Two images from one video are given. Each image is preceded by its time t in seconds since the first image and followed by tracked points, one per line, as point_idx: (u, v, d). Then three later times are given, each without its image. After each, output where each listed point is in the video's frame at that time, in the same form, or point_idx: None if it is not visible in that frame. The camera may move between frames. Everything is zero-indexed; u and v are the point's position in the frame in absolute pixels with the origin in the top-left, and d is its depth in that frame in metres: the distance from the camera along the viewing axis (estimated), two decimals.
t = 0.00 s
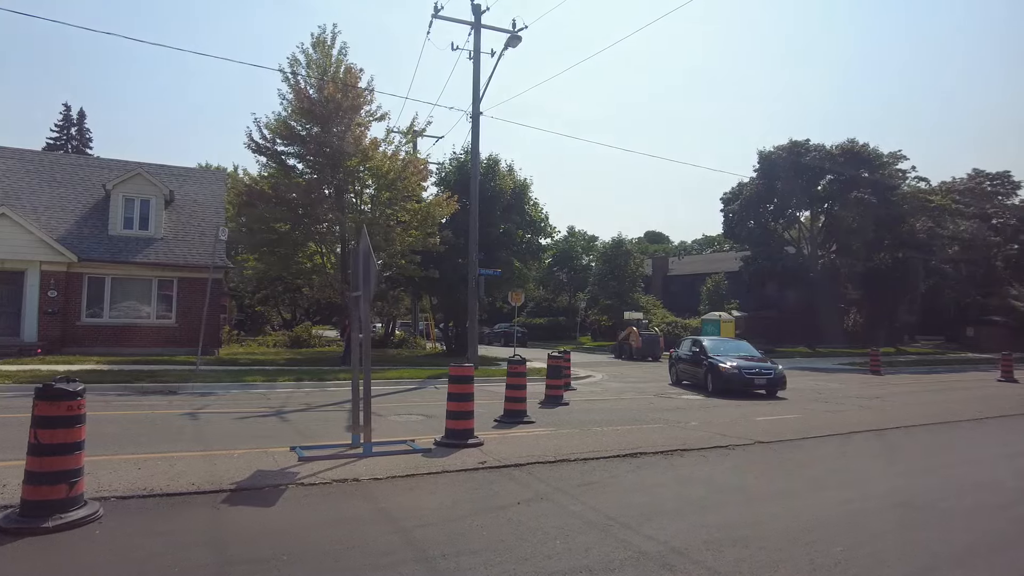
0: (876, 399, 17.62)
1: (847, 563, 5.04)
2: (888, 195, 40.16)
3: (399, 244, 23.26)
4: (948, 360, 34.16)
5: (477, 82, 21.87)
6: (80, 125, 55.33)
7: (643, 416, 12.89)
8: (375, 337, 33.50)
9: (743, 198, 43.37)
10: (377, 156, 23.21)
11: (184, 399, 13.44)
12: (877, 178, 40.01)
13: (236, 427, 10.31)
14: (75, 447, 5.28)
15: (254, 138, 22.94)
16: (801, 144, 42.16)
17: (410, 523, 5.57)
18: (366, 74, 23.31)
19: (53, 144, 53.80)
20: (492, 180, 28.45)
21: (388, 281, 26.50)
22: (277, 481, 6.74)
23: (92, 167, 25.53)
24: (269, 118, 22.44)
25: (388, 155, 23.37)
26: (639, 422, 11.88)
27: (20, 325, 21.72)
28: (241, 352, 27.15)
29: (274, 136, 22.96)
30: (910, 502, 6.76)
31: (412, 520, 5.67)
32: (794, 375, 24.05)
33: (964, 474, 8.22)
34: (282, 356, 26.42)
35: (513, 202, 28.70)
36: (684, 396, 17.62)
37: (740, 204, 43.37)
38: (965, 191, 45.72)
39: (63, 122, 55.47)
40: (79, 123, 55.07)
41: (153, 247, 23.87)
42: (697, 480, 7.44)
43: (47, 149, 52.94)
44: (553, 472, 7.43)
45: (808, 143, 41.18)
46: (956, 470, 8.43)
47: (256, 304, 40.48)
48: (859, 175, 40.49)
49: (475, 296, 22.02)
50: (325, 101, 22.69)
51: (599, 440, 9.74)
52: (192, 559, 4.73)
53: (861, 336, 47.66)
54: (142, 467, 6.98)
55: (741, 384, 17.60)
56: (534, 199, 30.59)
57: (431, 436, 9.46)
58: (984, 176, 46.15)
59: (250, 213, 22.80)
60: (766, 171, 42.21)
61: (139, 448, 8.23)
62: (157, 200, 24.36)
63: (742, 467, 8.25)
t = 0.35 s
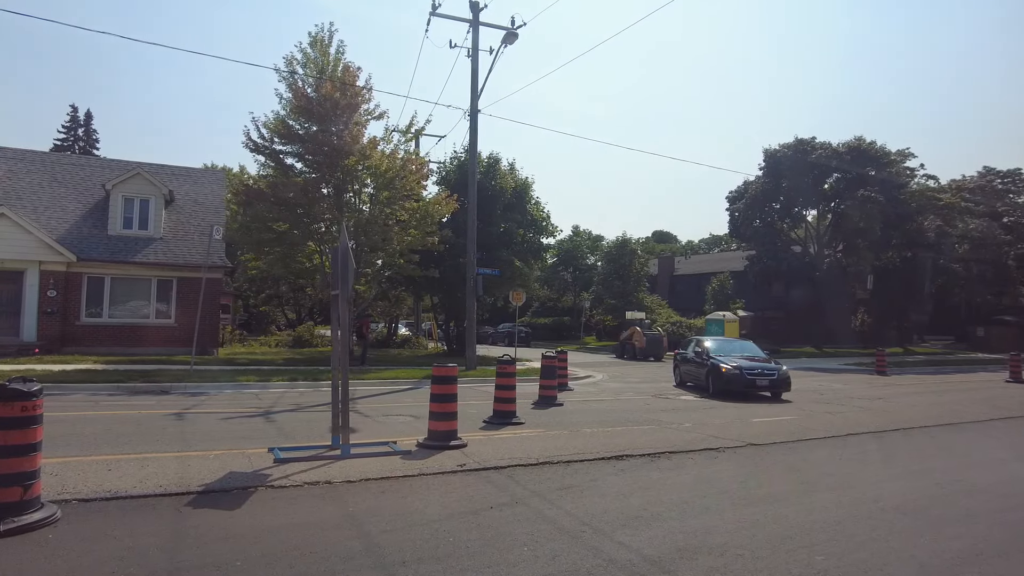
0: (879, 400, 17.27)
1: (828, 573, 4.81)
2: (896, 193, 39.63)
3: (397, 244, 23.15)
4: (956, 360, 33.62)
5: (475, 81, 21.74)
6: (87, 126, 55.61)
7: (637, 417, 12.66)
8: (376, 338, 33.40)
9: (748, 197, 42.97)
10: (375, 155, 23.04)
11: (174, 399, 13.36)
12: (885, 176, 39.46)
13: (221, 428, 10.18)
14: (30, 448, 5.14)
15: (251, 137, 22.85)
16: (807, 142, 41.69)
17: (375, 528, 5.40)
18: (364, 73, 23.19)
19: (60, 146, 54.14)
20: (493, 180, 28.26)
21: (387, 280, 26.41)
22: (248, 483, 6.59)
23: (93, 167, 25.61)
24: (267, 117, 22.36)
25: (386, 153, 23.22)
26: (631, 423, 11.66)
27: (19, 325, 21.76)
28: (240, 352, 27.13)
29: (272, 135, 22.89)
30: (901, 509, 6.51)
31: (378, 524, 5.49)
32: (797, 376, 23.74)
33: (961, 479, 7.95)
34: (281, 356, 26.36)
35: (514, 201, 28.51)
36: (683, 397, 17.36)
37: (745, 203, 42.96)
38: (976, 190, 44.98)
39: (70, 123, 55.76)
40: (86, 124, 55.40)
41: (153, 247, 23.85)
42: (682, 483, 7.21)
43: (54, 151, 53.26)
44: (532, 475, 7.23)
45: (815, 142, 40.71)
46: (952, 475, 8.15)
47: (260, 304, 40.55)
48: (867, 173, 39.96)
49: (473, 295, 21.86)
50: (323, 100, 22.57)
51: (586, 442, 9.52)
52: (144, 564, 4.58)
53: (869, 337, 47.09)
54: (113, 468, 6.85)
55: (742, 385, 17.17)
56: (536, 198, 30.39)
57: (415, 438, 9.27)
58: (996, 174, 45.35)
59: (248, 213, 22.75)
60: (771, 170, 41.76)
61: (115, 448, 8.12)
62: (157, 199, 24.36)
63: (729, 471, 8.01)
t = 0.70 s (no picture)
0: (881, 401, 16.96)
1: None
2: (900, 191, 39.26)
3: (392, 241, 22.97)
4: (962, 360, 33.18)
5: (471, 77, 21.51)
6: (91, 127, 55.83)
7: (628, 418, 12.46)
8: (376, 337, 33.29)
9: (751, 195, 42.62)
10: (370, 153, 22.85)
11: (162, 399, 13.25)
12: (888, 174, 39.09)
13: (203, 428, 10.08)
14: None
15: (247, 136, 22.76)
16: (810, 139, 41.28)
17: (335, 533, 5.24)
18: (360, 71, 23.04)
19: (65, 146, 54.38)
20: (491, 178, 28.06)
21: (385, 280, 26.29)
22: (215, 485, 6.46)
23: (91, 167, 25.63)
24: (264, 116, 22.29)
25: (381, 152, 23.05)
26: (621, 424, 11.47)
27: (16, 324, 21.77)
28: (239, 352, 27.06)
29: (268, 134, 22.77)
30: (887, 514, 6.30)
31: (340, 530, 5.32)
32: (799, 376, 23.43)
33: (953, 482, 7.71)
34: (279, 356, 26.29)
35: (514, 200, 28.27)
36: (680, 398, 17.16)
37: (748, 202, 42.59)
38: (983, 188, 44.30)
39: (74, 124, 55.93)
40: (90, 125, 55.60)
41: (149, 247, 23.79)
42: (663, 486, 7.02)
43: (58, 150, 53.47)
44: (509, 477, 7.06)
45: (818, 139, 40.34)
46: (945, 478, 7.91)
47: (261, 304, 40.50)
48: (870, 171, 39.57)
49: (469, 295, 21.64)
50: (320, 98, 22.51)
51: (572, 443, 9.35)
52: (89, 570, 4.44)
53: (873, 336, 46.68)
54: (80, 469, 6.73)
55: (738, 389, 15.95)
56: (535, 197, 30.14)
57: (397, 439, 9.10)
58: (1004, 171, 44.66)
59: (243, 213, 22.69)
60: (774, 168, 41.40)
61: (89, 448, 8.02)
62: (154, 199, 24.29)
63: (714, 474, 7.80)
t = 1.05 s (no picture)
0: (879, 402, 16.67)
1: None
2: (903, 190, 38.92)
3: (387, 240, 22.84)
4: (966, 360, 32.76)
5: (466, 73, 21.32)
6: (94, 127, 56.05)
7: (618, 419, 12.25)
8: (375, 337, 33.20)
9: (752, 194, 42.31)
10: (365, 152, 22.70)
11: (148, 399, 13.13)
12: (891, 173, 38.79)
13: (182, 428, 9.94)
14: None
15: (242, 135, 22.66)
16: (812, 137, 40.95)
17: (292, 538, 5.08)
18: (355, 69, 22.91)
19: (68, 147, 54.57)
20: (488, 177, 27.89)
21: (382, 280, 26.14)
22: (179, 487, 6.30)
23: (88, 166, 25.64)
24: (258, 114, 22.21)
25: (376, 150, 22.92)
26: (609, 425, 11.27)
27: (11, 324, 21.76)
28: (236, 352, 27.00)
29: (263, 132, 22.69)
30: (870, 520, 6.08)
31: (297, 535, 5.16)
32: (798, 376, 23.08)
33: (943, 486, 7.47)
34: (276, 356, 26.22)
35: (512, 198, 28.08)
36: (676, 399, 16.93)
37: (750, 201, 42.24)
38: (989, 186, 43.73)
39: (77, 124, 56.12)
40: (94, 125, 55.79)
41: (145, 246, 23.73)
42: (641, 490, 6.83)
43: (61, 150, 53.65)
44: (483, 480, 6.89)
45: (820, 138, 40.05)
46: (936, 482, 7.67)
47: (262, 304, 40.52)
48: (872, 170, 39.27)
49: (464, 294, 21.47)
50: (315, 97, 22.42)
51: (555, 445, 9.15)
52: None
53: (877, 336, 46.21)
54: (44, 471, 6.60)
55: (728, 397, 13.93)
56: (534, 196, 29.94)
57: (376, 441, 8.91)
58: (1010, 170, 44.10)
59: (238, 212, 22.59)
60: (776, 167, 41.08)
61: (61, 449, 7.89)
62: (149, 198, 24.24)
63: (696, 477, 7.59)
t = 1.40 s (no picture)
0: (877, 403, 16.40)
1: None
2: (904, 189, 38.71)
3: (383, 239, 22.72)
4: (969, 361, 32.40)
5: (459, 71, 21.12)
6: (96, 127, 56.21)
7: (606, 420, 12.06)
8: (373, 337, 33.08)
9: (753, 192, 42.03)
10: (360, 151, 22.59)
11: (132, 399, 13.00)
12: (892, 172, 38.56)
13: (160, 429, 9.81)
14: None
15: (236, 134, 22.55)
16: (813, 136, 40.68)
17: (247, 543, 4.94)
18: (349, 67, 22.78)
19: (69, 146, 54.66)
20: (485, 176, 27.73)
21: (378, 279, 26.00)
22: (142, 489, 6.17)
23: (84, 166, 25.61)
24: (252, 113, 22.09)
25: (371, 150, 22.78)
26: (596, 426, 11.09)
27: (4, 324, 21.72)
28: (231, 352, 26.92)
29: (257, 131, 22.57)
30: (851, 526, 5.89)
31: (254, 540, 5.01)
32: (797, 377, 22.80)
33: (931, 490, 7.27)
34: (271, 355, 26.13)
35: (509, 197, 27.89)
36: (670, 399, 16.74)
37: (751, 199, 41.89)
38: (995, 184, 43.28)
39: (79, 124, 56.29)
40: (96, 125, 55.92)
41: (139, 246, 23.66)
42: (616, 493, 6.66)
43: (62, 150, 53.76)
44: (456, 484, 6.73)
45: (822, 136, 39.79)
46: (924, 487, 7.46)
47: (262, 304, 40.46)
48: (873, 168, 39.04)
49: (458, 294, 21.30)
50: (309, 95, 22.35)
51: (537, 446, 8.98)
52: None
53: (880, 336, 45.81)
54: (9, 473, 6.48)
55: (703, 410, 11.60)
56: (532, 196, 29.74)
57: (354, 442, 8.76)
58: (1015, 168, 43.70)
59: (232, 211, 22.48)
60: (778, 165, 40.77)
61: (32, 450, 7.78)
62: (144, 198, 24.17)
63: (676, 480, 7.40)
